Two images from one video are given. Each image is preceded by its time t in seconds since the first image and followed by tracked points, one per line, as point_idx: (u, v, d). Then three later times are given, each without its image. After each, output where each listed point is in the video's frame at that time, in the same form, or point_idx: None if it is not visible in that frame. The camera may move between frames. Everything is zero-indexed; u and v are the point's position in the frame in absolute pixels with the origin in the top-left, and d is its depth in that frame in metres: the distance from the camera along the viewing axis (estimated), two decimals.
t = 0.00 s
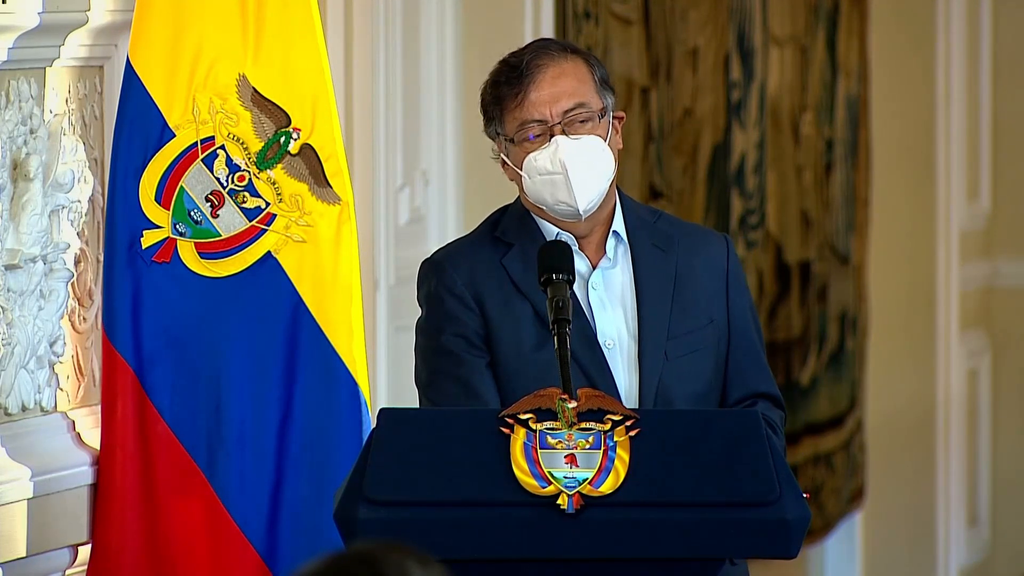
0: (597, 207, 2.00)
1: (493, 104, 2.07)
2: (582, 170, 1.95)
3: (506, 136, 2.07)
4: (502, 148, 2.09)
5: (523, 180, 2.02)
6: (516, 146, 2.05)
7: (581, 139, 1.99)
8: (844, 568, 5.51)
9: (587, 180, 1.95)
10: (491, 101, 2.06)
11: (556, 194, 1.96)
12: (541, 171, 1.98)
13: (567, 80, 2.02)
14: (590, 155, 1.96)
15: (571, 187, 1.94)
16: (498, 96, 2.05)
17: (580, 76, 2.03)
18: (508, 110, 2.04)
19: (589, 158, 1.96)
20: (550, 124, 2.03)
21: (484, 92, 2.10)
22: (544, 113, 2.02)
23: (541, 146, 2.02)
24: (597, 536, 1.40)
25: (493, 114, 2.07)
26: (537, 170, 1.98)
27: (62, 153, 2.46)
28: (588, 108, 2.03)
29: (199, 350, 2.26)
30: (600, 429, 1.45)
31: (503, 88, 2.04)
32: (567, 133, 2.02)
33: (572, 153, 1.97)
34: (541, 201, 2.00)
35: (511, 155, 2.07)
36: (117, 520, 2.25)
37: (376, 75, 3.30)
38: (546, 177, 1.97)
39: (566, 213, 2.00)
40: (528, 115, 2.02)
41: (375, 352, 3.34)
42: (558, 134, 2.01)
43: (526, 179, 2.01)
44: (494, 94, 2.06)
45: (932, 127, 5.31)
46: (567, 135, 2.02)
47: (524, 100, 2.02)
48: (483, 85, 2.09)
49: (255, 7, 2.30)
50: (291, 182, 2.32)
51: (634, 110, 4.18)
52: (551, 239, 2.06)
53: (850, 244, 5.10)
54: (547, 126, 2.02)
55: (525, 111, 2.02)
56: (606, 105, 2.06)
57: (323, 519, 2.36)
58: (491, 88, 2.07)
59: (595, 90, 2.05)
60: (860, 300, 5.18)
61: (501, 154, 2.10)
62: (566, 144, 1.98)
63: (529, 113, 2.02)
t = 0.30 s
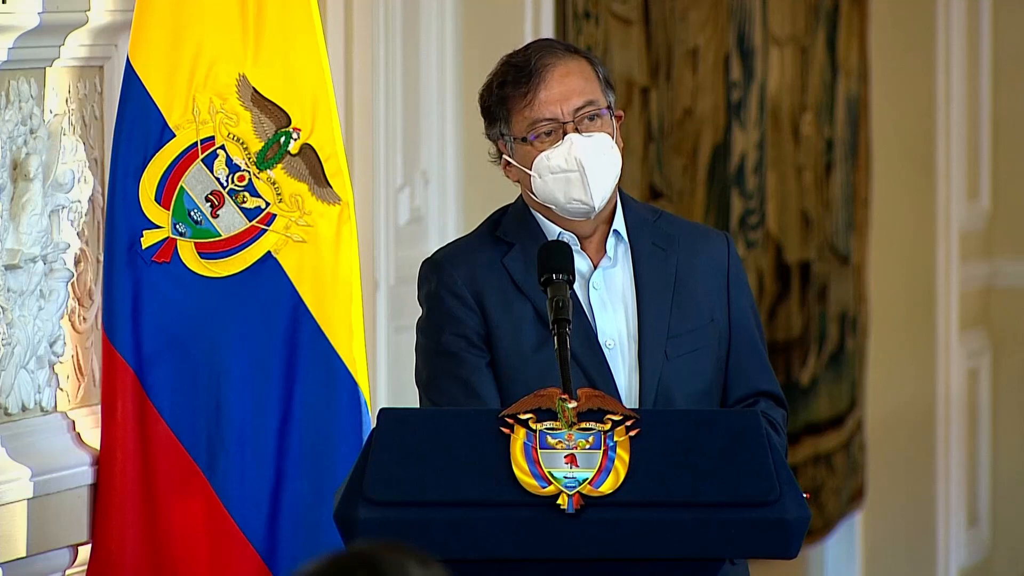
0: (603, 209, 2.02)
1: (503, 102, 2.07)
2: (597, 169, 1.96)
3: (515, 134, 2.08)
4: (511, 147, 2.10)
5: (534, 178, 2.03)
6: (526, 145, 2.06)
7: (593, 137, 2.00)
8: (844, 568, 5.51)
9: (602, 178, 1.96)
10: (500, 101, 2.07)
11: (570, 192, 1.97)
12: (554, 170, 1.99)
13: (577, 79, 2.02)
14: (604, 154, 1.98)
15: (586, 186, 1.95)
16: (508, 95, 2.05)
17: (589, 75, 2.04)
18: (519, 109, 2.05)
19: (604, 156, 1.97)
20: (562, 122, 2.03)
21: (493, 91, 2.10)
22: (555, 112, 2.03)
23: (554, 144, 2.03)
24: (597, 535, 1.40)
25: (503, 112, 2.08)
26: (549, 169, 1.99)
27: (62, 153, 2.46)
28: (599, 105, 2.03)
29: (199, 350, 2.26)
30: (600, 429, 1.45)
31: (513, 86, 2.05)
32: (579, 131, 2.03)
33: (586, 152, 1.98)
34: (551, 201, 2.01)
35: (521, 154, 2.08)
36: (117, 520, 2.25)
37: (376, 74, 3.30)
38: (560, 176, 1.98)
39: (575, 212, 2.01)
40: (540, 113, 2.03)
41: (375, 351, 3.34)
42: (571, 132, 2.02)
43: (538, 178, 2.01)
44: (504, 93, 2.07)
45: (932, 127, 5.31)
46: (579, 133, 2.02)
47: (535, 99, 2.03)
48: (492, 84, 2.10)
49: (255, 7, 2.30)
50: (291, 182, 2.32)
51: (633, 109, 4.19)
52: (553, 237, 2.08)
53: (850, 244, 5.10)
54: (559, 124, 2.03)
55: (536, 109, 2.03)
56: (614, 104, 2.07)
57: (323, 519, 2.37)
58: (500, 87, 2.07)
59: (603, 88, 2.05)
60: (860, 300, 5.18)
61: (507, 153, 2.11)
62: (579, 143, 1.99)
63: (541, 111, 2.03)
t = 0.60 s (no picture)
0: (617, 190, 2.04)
1: (509, 99, 2.10)
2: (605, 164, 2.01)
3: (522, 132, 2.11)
4: (516, 143, 2.13)
5: (540, 174, 2.07)
6: (532, 141, 2.09)
7: (598, 132, 2.05)
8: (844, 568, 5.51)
9: (610, 171, 2.01)
10: (506, 99, 2.10)
11: (579, 186, 2.01)
12: (562, 165, 2.03)
13: (582, 76, 2.05)
14: (609, 148, 2.03)
15: (596, 181, 2.00)
16: (513, 93, 2.09)
17: (593, 72, 2.07)
18: (525, 105, 2.08)
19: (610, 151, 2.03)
20: (569, 118, 2.06)
21: (498, 88, 2.13)
22: (562, 108, 2.06)
23: (562, 140, 2.07)
24: (597, 535, 1.40)
25: (508, 109, 2.11)
26: (557, 165, 2.03)
27: (62, 153, 2.46)
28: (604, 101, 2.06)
29: (199, 350, 2.26)
30: (600, 429, 1.44)
31: (519, 83, 2.08)
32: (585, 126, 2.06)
33: (595, 148, 2.03)
34: (558, 196, 2.04)
35: (526, 149, 2.11)
36: (117, 521, 2.25)
37: (376, 74, 3.30)
38: (568, 171, 2.02)
39: (581, 208, 2.04)
40: (547, 109, 2.06)
41: (375, 351, 3.34)
42: (578, 128, 2.06)
43: (546, 175, 2.06)
44: (510, 90, 2.10)
45: (932, 127, 5.31)
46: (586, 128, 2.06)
47: (541, 95, 2.06)
48: (497, 81, 2.13)
49: (255, 7, 2.30)
50: (291, 182, 2.32)
51: (634, 110, 4.18)
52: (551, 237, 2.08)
53: (850, 244, 5.10)
54: (567, 120, 2.06)
55: (542, 106, 2.06)
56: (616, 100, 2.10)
57: (323, 519, 2.37)
58: (506, 84, 2.10)
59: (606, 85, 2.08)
60: (860, 300, 5.18)
61: (511, 150, 2.14)
62: (586, 139, 2.04)
63: (548, 108, 2.06)
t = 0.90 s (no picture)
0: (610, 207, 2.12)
1: (515, 96, 2.15)
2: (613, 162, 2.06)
3: (528, 129, 2.15)
4: (520, 140, 2.17)
5: (547, 172, 2.10)
6: (540, 137, 2.14)
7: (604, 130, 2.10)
8: (845, 568, 5.51)
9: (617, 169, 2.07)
10: (512, 97, 2.15)
11: (588, 183, 2.04)
12: (571, 162, 2.07)
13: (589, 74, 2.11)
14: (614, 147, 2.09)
15: (606, 177, 2.04)
16: (520, 90, 2.13)
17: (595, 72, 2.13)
18: (532, 101, 2.13)
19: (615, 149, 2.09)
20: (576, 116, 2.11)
21: (502, 86, 2.18)
22: (570, 104, 2.11)
23: (570, 137, 2.12)
24: (597, 536, 1.40)
25: (514, 106, 2.16)
26: (567, 162, 2.07)
27: (62, 153, 2.46)
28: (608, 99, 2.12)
29: (198, 350, 2.26)
30: (600, 429, 1.45)
31: (526, 80, 2.13)
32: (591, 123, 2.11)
33: (603, 146, 2.08)
34: (566, 194, 2.08)
35: (532, 146, 2.15)
36: (117, 521, 2.25)
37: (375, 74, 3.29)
38: (577, 167, 2.06)
39: (585, 208, 2.08)
40: (555, 105, 2.11)
41: (375, 352, 3.34)
42: (586, 124, 2.10)
43: (554, 172, 2.09)
44: (515, 87, 2.15)
45: (933, 126, 5.31)
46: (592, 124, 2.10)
47: (549, 91, 2.11)
48: (501, 78, 2.17)
49: (255, 7, 2.30)
50: (291, 182, 2.32)
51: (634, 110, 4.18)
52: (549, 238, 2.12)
53: (850, 244, 5.10)
54: (574, 116, 2.11)
55: (551, 102, 2.11)
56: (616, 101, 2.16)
57: (323, 519, 2.37)
58: (511, 81, 2.15)
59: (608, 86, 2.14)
60: (860, 300, 5.18)
61: (513, 149, 2.19)
62: (595, 138, 2.09)
63: (556, 104, 2.11)
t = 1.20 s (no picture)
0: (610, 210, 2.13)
1: (518, 95, 2.15)
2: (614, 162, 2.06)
3: (530, 129, 2.15)
4: (521, 140, 2.17)
5: (549, 170, 2.10)
6: (544, 136, 2.13)
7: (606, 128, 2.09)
8: (845, 568, 5.51)
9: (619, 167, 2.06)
10: (515, 96, 2.15)
11: (591, 182, 2.04)
12: (574, 161, 2.06)
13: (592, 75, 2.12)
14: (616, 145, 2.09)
15: (609, 175, 2.04)
16: (524, 89, 2.14)
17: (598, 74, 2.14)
18: (535, 100, 2.12)
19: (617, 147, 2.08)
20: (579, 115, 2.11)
21: (505, 86, 2.18)
22: (573, 104, 2.10)
23: (572, 137, 2.11)
24: (596, 537, 1.40)
25: (516, 105, 2.15)
26: (569, 160, 2.07)
27: (62, 154, 2.46)
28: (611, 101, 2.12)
29: (199, 349, 2.26)
30: (600, 429, 1.45)
31: (530, 79, 2.13)
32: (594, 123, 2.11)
33: (604, 145, 2.07)
34: (568, 193, 2.08)
35: (533, 146, 2.15)
36: (117, 520, 2.25)
37: (375, 74, 3.29)
38: (580, 166, 2.06)
39: (586, 206, 2.08)
40: (558, 104, 2.11)
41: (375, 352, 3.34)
42: (589, 124, 2.10)
43: (556, 171, 2.09)
44: (519, 86, 2.15)
45: (932, 126, 5.31)
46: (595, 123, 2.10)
47: (553, 90, 2.11)
48: (504, 78, 2.17)
49: (255, 7, 2.30)
50: (291, 182, 2.32)
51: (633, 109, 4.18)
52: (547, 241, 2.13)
53: (850, 244, 5.10)
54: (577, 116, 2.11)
55: (554, 101, 2.11)
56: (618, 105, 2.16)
57: (324, 519, 2.37)
58: (515, 80, 2.15)
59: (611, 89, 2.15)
60: (860, 300, 5.18)
61: (514, 148, 2.18)
62: (597, 135, 2.08)
63: (559, 102, 2.11)
